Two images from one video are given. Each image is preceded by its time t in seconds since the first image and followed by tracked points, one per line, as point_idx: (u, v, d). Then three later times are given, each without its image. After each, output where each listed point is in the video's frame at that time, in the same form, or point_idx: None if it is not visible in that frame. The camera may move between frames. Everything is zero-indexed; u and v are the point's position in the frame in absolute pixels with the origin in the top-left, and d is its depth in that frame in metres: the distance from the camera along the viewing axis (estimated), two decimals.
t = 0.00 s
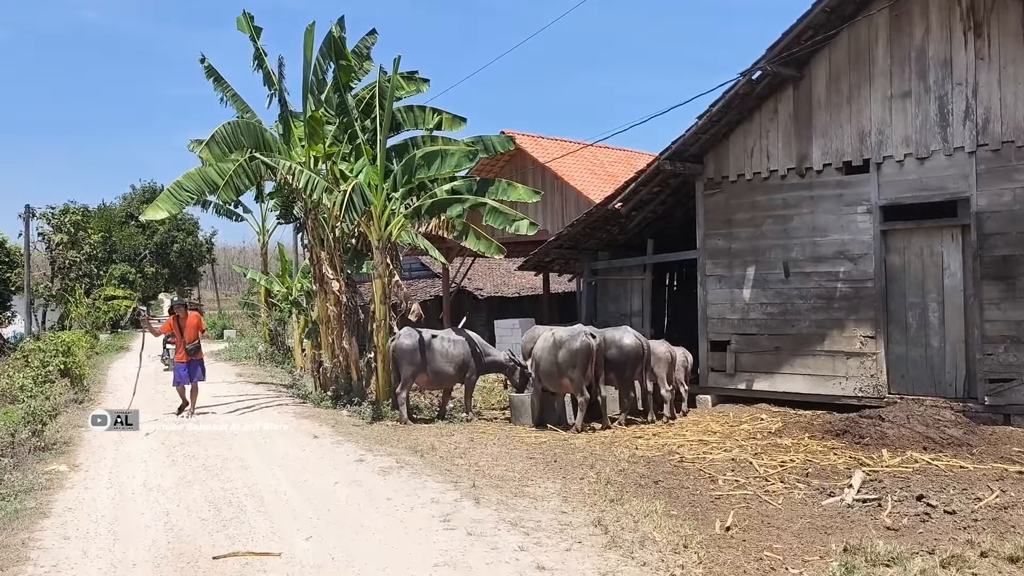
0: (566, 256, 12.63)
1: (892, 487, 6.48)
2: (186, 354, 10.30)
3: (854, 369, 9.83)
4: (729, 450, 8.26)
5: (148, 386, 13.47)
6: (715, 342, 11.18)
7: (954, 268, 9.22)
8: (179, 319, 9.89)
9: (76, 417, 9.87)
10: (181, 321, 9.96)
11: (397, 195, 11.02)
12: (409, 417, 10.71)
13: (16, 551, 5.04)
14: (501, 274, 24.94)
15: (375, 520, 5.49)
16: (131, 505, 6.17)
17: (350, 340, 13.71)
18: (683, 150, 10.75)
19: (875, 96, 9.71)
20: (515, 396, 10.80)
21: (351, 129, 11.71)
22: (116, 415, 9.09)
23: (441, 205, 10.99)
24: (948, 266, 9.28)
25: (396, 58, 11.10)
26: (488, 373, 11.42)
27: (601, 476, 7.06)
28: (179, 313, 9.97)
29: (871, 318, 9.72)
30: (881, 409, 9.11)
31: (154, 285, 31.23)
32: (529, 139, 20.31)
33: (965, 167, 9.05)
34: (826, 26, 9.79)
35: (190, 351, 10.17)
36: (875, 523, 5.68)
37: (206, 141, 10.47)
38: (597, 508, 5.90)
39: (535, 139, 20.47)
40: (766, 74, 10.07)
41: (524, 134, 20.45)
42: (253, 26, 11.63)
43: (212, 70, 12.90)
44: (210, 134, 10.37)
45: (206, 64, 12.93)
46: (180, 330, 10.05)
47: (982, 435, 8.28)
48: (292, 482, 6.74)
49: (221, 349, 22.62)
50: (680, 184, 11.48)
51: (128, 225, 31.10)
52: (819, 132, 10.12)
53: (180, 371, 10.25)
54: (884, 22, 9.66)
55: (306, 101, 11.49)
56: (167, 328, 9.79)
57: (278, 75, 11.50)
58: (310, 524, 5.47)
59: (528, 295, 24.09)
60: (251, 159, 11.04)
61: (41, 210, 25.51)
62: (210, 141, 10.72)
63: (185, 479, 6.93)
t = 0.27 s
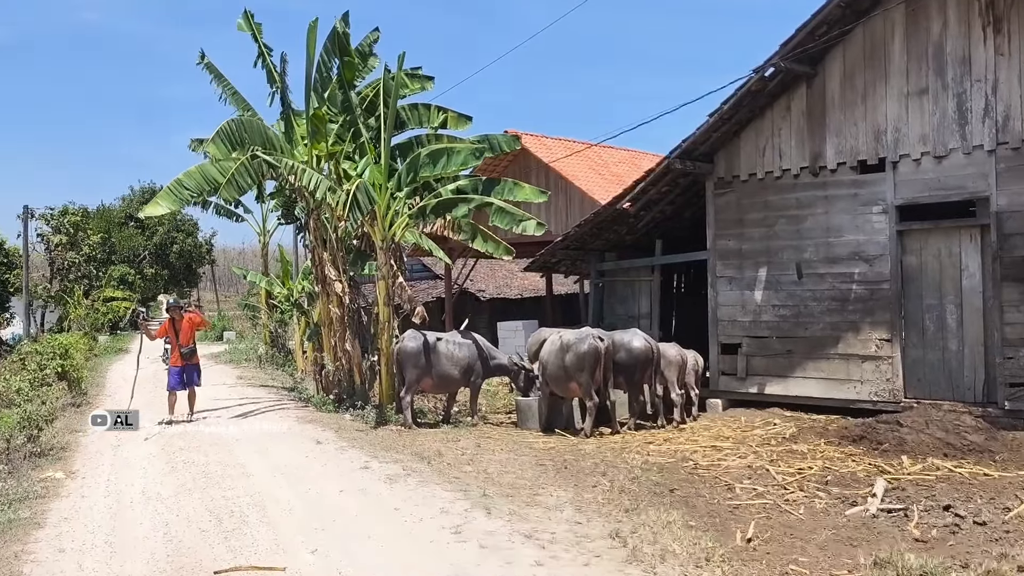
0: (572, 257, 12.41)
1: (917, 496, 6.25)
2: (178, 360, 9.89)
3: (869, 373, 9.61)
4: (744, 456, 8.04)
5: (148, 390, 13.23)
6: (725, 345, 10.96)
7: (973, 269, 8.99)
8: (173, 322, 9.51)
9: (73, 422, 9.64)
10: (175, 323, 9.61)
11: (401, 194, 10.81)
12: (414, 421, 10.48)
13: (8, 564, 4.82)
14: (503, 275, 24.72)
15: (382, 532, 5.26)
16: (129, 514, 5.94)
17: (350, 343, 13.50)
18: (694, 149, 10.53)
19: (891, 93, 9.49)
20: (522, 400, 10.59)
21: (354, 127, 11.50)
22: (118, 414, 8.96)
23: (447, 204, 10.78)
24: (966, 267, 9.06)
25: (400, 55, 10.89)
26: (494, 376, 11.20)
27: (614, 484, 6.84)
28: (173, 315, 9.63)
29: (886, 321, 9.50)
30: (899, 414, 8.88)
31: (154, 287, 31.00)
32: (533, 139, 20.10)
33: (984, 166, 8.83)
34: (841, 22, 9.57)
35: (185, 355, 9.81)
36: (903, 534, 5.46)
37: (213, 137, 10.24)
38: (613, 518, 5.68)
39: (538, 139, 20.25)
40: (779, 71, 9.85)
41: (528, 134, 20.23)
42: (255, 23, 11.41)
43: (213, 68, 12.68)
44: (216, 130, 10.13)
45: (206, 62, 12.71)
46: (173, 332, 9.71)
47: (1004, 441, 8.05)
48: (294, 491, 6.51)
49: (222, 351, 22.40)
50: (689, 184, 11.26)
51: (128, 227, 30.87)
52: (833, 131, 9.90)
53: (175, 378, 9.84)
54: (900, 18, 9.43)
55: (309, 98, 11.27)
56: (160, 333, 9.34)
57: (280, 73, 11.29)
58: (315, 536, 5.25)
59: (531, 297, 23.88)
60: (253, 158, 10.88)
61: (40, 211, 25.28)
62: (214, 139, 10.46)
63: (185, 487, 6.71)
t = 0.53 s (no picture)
0: (577, 257, 12.19)
1: (941, 506, 6.02)
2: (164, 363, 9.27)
3: (882, 376, 9.38)
4: (756, 462, 7.82)
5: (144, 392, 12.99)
6: (734, 347, 10.74)
7: (990, 270, 8.75)
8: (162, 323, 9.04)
9: (67, 426, 9.40)
10: (164, 326, 9.09)
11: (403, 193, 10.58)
12: (416, 424, 10.24)
13: None
14: (504, 276, 24.50)
15: (386, 544, 5.02)
16: (122, 524, 5.70)
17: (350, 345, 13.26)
18: (702, 147, 10.31)
19: (905, 90, 9.26)
20: (527, 403, 10.36)
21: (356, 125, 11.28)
22: (117, 415, 8.74)
23: (450, 203, 10.54)
24: (984, 267, 8.82)
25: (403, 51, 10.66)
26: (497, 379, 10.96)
27: (625, 491, 6.61)
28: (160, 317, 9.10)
29: (901, 323, 9.27)
30: (914, 419, 8.65)
31: (152, 288, 30.75)
32: (535, 138, 19.87)
33: (1002, 164, 8.61)
34: (854, 16, 9.35)
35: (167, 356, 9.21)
36: (930, 546, 5.23)
37: (217, 130, 10.14)
38: (626, 529, 5.45)
39: (541, 138, 20.03)
40: (791, 67, 9.64)
41: (530, 133, 20.01)
42: (254, 19, 11.18)
43: (211, 65, 12.44)
44: (220, 123, 10.07)
45: (204, 58, 12.48)
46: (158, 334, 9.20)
47: None
48: (294, 499, 6.27)
49: (220, 352, 22.15)
50: (697, 183, 11.03)
51: (126, 227, 30.62)
52: (846, 128, 9.69)
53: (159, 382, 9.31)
54: (915, 13, 9.20)
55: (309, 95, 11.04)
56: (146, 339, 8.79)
57: (279, 69, 11.05)
58: (315, 548, 5.02)
59: (532, 297, 23.66)
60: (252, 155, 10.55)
61: (37, 211, 25.03)
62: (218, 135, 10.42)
63: (180, 495, 6.47)
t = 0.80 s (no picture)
0: (582, 253, 11.95)
1: (968, 510, 5.79)
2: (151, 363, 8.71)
3: (897, 375, 9.15)
4: (771, 465, 7.58)
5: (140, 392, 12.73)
6: (743, 346, 10.51)
7: (1010, 266, 8.48)
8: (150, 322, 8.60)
9: (60, 427, 9.14)
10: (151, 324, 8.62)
11: (403, 187, 10.33)
12: (418, 425, 9.99)
13: None
14: (503, 273, 24.26)
15: (392, 553, 4.78)
16: (115, 532, 5.45)
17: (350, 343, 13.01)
18: (711, 141, 10.07)
19: (920, 82, 9.02)
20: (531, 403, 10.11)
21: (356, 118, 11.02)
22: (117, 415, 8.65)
23: (453, 198, 10.27)
24: (1003, 263, 8.55)
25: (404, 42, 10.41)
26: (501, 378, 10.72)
27: (637, 495, 6.37)
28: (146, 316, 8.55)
29: (916, 320, 9.04)
30: (931, 419, 8.42)
31: (148, 286, 30.44)
32: (536, 134, 19.62)
33: (1021, 157, 8.37)
34: (867, 6, 9.09)
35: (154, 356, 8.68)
36: (961, 554, 4.99)
37: (216, 123, 9.80)
38: (642, 537, 5.22)
39: (542, 133, 19.78)
40: (802, 58, 9.38)
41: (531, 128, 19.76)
42: (252, 10, 10.91)
43: (209, 57, 12.17)
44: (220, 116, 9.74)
45: (202, 50, 12.20)
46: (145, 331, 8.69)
47: None
48: (295, 504, 6.02)
49: (217, 351, 21.87)
50: (705, 178, 10.80)
51: (121, 224, 30.31)
52: (859, 121, 9.45)
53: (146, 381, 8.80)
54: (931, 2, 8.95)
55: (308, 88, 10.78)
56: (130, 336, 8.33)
57: (277, 62, 10.79)
58: (317, 558, 4.77)
59: (532, 295, 23.42)
60: (251, 149, 10.23)
61: (32, 208, 24.72)
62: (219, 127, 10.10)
63: (176, 500, 6.22)
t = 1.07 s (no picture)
0: (587, 252, 11.75)
1: (997, 516, 5.59)
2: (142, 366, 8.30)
3: (911, 375, 8.96)
4: (787, 468, 7.38)
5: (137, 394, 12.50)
6: (753, 346, 10.31)
7: None
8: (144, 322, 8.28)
9: (56, 430, 8.92)
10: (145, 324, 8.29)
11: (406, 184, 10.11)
12: (421, 427, 9.78)
13: None
14: (503, 273, 24.06)
15: (405, 563, 4.57)
16: (114, 540, 5.24)
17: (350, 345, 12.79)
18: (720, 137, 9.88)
19: (935, 76, 8.83)
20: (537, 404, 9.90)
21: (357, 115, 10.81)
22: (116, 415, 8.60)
23: (457, 195, 10.05)
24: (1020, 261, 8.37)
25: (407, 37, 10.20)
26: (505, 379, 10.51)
27: (653, 500, 6.16)
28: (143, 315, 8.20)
29: (931, 320, 8.84)
30: (948, 421, 8.22)
31: (144, 287, 30.18)
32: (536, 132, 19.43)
33: None
34: None
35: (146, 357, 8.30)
36: (995, 563, 4.80)
37: (216, 118, 9.58)
38: (664, 545, 5.02)
39: (542, 132, 19.59)
40: (814, 52, 9.19)
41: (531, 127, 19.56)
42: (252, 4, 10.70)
43: (208, 52, 11.94)
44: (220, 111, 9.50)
45: (201, 45, 11.98)
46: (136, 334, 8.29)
47: None
48: (300, 509, 5.81)
49: (213, 352, 21.63)
50: (713, 175, 10.60)
51: (117, 225, 30.04)
52: (872, 117, 9.25)
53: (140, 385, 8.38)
54: None
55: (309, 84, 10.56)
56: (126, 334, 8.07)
57: (278, 57, 10.57)
58: (326, 567, 4.56)
59: (532, 295, 23.22)
60: (251, 146, 9.99)
61: (27, 208, 24.44)
62: (219, 122, 9.85)
63: (176, 506, 6.00)
